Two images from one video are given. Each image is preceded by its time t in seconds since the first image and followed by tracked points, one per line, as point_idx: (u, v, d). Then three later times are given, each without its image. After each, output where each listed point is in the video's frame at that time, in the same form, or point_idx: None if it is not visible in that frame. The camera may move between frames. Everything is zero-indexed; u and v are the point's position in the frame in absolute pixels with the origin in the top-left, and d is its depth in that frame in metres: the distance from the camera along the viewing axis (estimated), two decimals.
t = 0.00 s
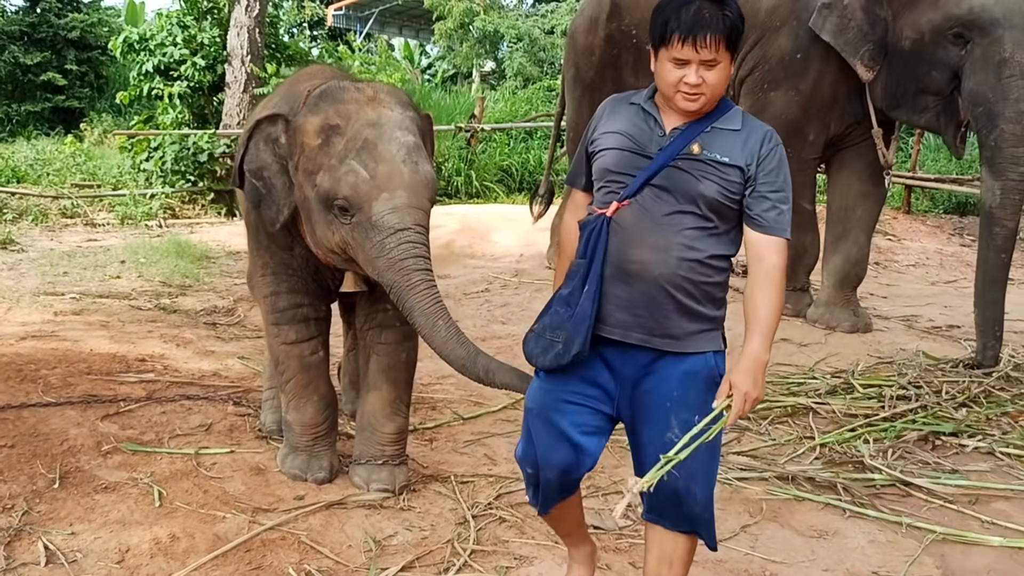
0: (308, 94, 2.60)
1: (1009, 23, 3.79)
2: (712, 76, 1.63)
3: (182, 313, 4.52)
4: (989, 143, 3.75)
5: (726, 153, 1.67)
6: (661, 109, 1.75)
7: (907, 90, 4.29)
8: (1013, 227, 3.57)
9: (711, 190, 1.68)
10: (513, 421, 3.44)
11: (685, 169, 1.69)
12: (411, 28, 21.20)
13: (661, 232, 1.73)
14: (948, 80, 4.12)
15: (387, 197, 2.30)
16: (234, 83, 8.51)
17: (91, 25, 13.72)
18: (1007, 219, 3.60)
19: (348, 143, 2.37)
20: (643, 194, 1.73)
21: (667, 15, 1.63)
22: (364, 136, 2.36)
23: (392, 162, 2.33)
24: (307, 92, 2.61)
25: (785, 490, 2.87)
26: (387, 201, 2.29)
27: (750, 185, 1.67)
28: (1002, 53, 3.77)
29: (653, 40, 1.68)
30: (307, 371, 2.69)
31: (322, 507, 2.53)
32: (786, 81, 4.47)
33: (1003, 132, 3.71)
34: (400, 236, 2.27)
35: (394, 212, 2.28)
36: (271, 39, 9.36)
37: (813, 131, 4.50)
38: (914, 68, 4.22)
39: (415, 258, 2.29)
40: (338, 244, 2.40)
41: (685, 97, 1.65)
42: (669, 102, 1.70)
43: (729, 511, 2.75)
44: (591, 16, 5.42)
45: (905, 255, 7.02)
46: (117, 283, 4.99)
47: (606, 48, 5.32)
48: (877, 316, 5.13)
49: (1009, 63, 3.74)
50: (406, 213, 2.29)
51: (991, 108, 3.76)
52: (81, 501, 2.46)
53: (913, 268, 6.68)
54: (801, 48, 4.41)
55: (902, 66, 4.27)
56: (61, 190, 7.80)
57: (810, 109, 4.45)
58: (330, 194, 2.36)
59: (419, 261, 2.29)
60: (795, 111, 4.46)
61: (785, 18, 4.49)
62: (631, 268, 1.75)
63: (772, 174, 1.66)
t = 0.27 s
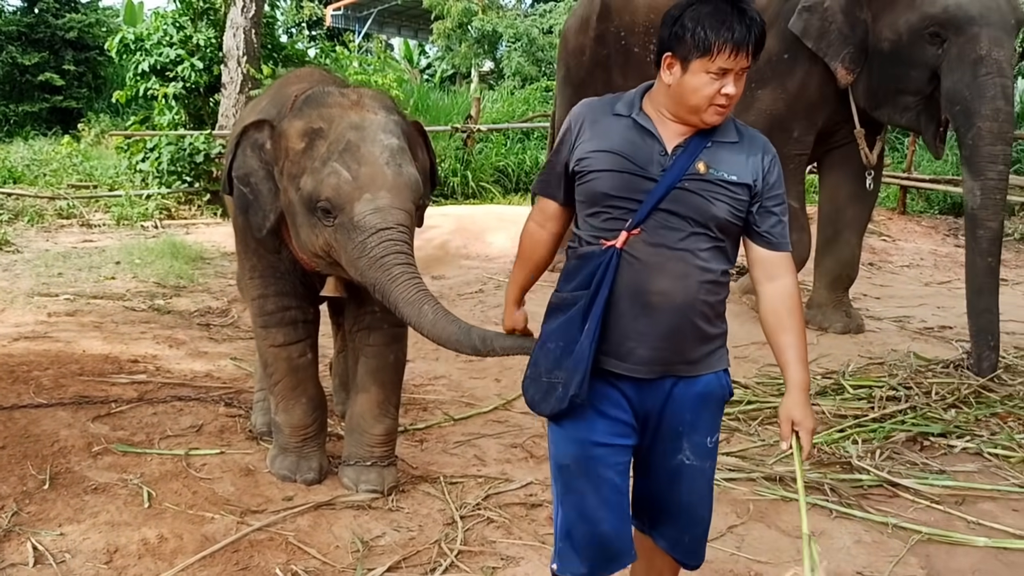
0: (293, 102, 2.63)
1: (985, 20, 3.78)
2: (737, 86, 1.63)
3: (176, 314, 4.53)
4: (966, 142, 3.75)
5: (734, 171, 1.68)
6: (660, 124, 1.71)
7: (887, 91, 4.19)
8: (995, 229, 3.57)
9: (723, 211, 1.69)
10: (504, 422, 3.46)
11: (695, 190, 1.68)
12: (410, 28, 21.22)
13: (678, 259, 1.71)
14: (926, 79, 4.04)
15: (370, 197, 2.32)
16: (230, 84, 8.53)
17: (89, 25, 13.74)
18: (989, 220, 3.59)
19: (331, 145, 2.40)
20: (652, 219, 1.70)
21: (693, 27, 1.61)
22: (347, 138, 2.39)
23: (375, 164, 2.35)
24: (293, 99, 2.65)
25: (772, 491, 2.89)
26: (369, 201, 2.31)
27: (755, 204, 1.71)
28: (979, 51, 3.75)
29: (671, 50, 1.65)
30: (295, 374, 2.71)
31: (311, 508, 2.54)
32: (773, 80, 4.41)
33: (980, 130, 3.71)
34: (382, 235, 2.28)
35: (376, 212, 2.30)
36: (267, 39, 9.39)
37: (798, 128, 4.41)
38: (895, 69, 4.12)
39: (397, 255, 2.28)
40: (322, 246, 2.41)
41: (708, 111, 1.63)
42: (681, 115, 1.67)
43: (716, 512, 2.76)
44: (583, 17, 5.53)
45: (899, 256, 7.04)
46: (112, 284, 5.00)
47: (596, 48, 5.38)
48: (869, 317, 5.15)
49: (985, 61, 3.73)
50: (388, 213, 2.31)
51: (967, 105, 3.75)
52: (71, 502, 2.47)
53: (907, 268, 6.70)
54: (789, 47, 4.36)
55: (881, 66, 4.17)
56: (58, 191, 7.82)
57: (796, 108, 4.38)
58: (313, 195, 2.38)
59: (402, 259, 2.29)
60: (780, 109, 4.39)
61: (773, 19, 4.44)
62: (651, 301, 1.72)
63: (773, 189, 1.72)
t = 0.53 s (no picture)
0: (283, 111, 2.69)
1: (955, 20, 3.80)
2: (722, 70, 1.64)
3: (170, 315, 4.58)
4: (938, 141, 3.75)
5: (728, 163, 1.71)
6: (649, 125, 1.66)
7: (864, 90, 4.22)
8: (967, 231, 3.52)
9: (726, 204, 1.73)
10: (493, 422, 3.50)
11: (703, 189, 1.69)
12: (409, 29, 21.25)
13: (700, 264, 1.71)
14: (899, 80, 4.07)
15: (359, 200, 2.37)
16: (226, 86, 8.59)
17: (88, 27, 13.79)
18: (961, 222, 3.56)
19: (322, 150, 2.47)
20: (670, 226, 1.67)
21: (679, 16, 1.59)
22: (337, 143, 2.45)
23: (364, 168, 2.41)
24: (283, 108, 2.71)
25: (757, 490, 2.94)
26: (358, 204, 2.37)
27: (745, 190, 1.78)
28: (948, 50, 3.78)
29: (657, 42, 1.61)
30: (286, 375, 2.77)
31: (300, 507, 2.59)
32: (753, 81, 4.41)
33: (950, 130, 3.73)
34: (369, 235, 2.32)
35: (364, 215, 2.35)
36: (263, 42, 9.46)
37: (777, 130, 4.40)
38: (870, 68, 4.15)
39: (383, 253, 2.31)
40: (313, 249, 2.46)
41: (703, 97, 1.62)
42: (670, 109, 1.64)
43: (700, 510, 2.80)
44: (572, 20, 5.61)
45: (891, 258, 7.09)
46: (107, 286, 5.05)
47: (584, 51, 5.43)
48: (858, 318, 5.20)
49: (954, 60, 3.75)
50: (377, 215, 2.36)
51: (937, 104, 3.79)
52: (64, 501, 2.52)
53: (898, 270, 6.75)
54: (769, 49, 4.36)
55: (857, 67, 4.20)
56: (55, 193, 7.87)
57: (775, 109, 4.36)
58: (304, 199, 2.44)
59: (388, 258, 2.32)
60: (759, 109, 4.38)
61: (755, 21, 4.48)
62: (683, 311, 1.71)
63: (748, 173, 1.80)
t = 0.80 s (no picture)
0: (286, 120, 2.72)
1: (927, 29, 3.84)
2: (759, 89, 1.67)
3: (166, 319, 4.62)
4: (910, 149, 3.84)
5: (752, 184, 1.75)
6: (691, 145, 1.66)
7: (840, 98, 4.25)
8: (938, 237, 3.64)
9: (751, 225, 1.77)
10: (484, 425, 3.54)
11: (739, 211, 1.71)
12: (407, 31, 21.28)
13: (735, 286, 1.74)
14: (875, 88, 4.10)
15: (359, 211, 2.41)
16: (223, 90, 8.65)
17: (86, 30, 13.84)
18: (932, 228, 3.68)
19: (323, 161, 2.50)
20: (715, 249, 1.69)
21: (726, 34, 1.59)
22: (339, 154, 2.49)
23: (364, 179, 2.45)
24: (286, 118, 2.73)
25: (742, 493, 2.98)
26: (358, 215, 2.40)
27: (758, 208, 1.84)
28: (919, 59, 3.82)
29: (704, 61, 1.60)
30: (280, 380, 2.80)
31: (291, 509, 2.63)
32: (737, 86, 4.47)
33: (921, 139, 3.80)
34: (369, 246, 2.36)
35: (364, 225, 2.39)
36: (260, 46, 9.52)
37: (763, 135, 4.43)
38: (845, 77, 4.19)
39: (381, 264, 2.35)
40: (314, 258, 2.49)
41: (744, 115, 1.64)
42: (711, 127, 1.65)
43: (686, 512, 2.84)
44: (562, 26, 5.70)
45: (883, 261, 7.14)
46: (104, 290, 5.09)
47: (573, 56, 5.51)
48: (849, 322, 5.24)
49: (925, 69, 3.80)
50: (377, 225, 2.39)
51: (908, 114, 3.85)
52: (59, 504, 2.56)
53: (890, 273, 6.80)
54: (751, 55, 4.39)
55: (833, 75, 4.23)
56: (53, 197, 7.92)
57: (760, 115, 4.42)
58: (305, 209, 2.48)
59: (386, 268, 2.36)
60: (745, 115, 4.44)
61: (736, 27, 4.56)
62: (726, 338, 1.74)
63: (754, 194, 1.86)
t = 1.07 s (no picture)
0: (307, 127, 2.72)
1: (898, 39, 3.77)
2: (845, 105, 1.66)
3: (161, 322, 4.64)
4: (877, 159, 3.80)
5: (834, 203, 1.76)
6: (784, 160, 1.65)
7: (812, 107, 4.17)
8: (904, 247, 3.62)
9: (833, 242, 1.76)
10: (476, 427, 3.56)
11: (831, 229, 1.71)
12: (404, 35, 21.31)
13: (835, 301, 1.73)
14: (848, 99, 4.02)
15: (376, 222, 2.44)
16: (219, 94, 8.69)
17: (83, 34, 13.86)
18: (897, 239, 3.64)
19: (344, 171, 2.52)
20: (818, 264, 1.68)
21: (816, 50, 1.56)
22: (360, 166, 2.51)
23: (384, 192, 2.48)
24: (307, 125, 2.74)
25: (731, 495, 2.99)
26: (375, 226, 2.43)
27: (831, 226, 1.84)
28: (890, 69, 3.77)
29: (794, 76, 1.59)
30: (278, 382, 2.81)
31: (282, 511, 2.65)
32: (725, 90, 4.52)
33: (888, 149, 3.75)
34: (383, 258, 2.39)
35: (380, 237, 2.42)
36: (257, 50, 9.55)
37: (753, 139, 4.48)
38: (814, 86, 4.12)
39: (395, 278, 2.39)
40: (328, 266, 2.51)
41: (835, 131, 1.62)
42: (801, 141, 1.64)
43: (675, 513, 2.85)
44: (551, 31, 5.86)
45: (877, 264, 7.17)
46: (99, 293, 5.11)
47: (561, 60, 5.66)
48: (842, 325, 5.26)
49: (895, 79, 3.74)
50: (392, 238, 2.42)
51: (877, 123, 3.78)
52: (51, 505, 2.58)
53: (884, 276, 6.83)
54: (735, 57, 4.44)
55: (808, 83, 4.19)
56: (48, 200, 7.94)
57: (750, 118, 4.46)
58: (323, 217, 2.50)
59: (398, 282, 2.40)
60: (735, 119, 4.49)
61: (719, 32, 4.64)
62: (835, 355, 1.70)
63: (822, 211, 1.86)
